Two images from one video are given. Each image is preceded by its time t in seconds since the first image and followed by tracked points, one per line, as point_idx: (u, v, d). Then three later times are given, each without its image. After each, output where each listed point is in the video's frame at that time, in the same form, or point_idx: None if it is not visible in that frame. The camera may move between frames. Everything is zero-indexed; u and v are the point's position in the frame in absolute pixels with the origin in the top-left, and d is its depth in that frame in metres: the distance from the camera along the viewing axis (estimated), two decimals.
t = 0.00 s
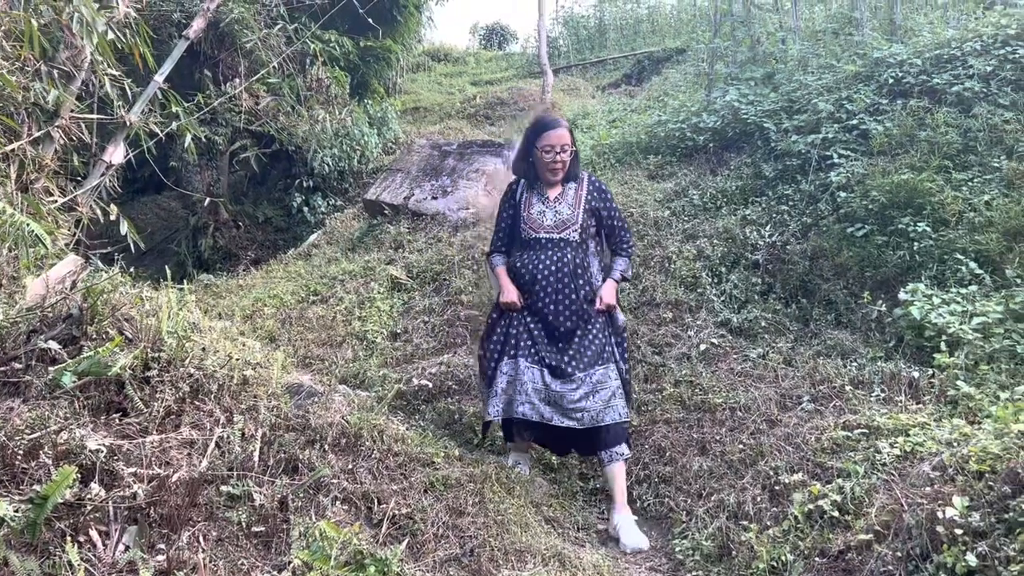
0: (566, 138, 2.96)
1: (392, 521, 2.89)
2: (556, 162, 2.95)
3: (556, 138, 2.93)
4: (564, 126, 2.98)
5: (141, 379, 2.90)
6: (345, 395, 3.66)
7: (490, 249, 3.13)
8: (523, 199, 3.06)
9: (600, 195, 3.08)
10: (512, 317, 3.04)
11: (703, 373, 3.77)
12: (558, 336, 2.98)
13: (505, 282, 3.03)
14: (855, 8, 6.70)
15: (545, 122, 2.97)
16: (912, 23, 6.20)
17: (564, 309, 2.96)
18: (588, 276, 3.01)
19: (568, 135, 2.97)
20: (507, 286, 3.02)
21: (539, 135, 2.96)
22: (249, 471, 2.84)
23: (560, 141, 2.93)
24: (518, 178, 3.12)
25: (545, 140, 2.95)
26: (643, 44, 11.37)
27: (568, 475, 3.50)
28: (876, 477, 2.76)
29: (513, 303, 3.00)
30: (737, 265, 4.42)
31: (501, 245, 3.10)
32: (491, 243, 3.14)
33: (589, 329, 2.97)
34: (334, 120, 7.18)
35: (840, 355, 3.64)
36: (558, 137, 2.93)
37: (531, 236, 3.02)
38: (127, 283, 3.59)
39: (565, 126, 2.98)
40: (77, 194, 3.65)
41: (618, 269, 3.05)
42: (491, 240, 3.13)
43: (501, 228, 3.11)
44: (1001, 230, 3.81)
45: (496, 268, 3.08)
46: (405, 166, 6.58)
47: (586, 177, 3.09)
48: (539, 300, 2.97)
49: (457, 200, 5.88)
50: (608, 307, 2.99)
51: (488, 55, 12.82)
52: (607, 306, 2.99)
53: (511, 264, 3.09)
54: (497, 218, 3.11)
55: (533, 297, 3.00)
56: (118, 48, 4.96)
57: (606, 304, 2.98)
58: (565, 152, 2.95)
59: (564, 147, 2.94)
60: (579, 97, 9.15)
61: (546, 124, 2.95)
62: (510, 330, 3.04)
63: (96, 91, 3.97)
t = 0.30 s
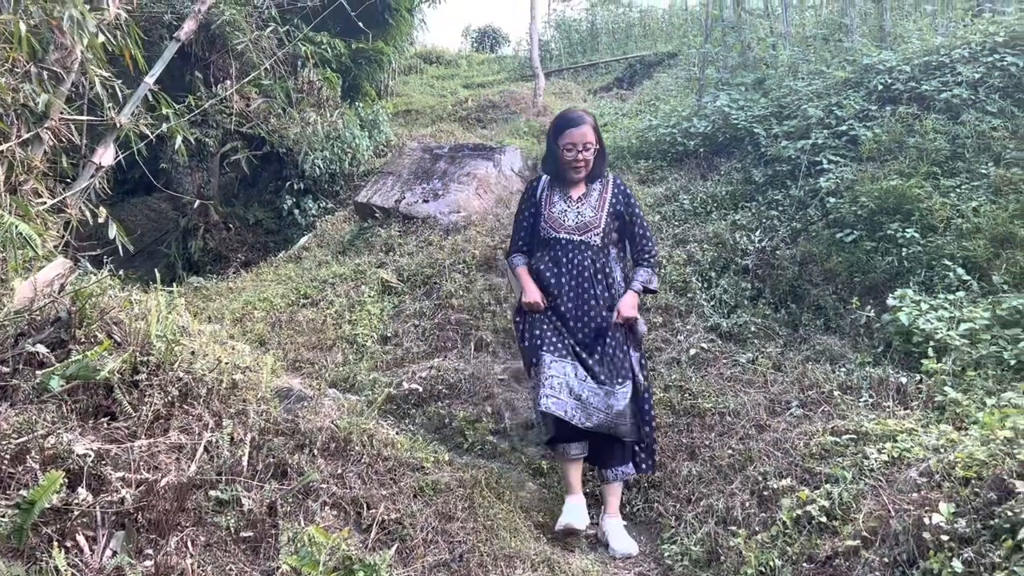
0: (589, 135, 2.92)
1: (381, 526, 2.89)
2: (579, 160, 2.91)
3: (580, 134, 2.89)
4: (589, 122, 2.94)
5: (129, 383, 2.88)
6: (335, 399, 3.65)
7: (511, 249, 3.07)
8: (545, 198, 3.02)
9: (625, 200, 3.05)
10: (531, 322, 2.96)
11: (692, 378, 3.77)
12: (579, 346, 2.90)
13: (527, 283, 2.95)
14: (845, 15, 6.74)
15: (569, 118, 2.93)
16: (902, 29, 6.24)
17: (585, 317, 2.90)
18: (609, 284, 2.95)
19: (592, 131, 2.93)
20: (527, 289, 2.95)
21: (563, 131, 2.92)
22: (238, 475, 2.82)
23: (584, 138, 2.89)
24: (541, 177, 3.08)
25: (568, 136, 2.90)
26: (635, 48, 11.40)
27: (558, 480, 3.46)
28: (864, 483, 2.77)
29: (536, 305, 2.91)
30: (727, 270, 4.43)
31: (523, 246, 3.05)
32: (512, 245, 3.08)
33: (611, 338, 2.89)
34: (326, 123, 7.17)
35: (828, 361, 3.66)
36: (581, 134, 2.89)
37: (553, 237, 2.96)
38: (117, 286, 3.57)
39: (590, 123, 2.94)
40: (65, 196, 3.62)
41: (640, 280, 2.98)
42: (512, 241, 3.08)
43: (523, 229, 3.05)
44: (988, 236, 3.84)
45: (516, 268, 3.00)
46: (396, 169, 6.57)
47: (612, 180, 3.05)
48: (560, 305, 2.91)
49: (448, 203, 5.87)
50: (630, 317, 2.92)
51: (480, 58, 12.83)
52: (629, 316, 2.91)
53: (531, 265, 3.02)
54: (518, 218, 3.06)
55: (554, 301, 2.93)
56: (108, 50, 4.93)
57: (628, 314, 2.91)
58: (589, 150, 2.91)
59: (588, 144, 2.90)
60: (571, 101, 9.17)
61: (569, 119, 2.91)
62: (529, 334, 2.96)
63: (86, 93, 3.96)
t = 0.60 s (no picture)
0: (590, 131, 2.87)
1: (372, 527, 2.88)
2: (580, 157, 2.86)
3: (580, 130, 2.84)
4: (589, 118, 2.90)
5: (119, 383, 2.86)
6: (326, 400, 3.64)
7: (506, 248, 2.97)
8: (545, 193, 2.94)
9: (623, 197, 3.01)
10: (534, 327, 2.90)
11: (683, 379, 3.77)
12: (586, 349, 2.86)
13: (527, 287, 2.87)
14: (836, 18, 6.77)
15: (569, 114, 2.88)
16: (893, 33, 6.27)
17: (590, 319, 2.87)
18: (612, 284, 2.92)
19: (593, 127, 2.88)
20: (527, 292, 2.87)
21: (563, 126, 2.87)
22: (228, 476, 2.80)
23: (585, 134, 2.84)
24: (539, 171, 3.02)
25: (568, 133, 2.86)
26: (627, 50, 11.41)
27: (549, 481, 3.46)
28: (854, 484, 2.78)
29: (536, 309, 2.84)
30: (718, 272, 4.44)
31: (519, 245, 2.95)
32: (506, 244, 2.98)
33: (617, 339, 2.85)
34: (318, 123, 7.15)
35: (819, 363, 3.67)
36: (582, 130, 2.84)
37: (554, 235, 2.90)
38: (107, 286, 3.56)
39: (591, 119, 2.89)
40: (56, 196, 3.60)
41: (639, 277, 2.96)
42: (505, 241, 2.98)
43: (517, 227, 2.96)
44: (977, 239, 3.86)
45: (514, 271, 2.91)
46: (388, 170, 6.56)
47: (609, 177, 3.01)
48: (565, 308, 2.86)
49: (440, 204, 5.86)
50: (635, 316, 2.88)
51: (473, 60, 12.84)
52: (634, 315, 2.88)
53: (528, 266, 2.95)
54: (513, 216, 2.96)
55: (557, 303, 2.88)
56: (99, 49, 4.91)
57: (633, 313, 2.87)
58: (590, 146, 2.86)
59: (588, 141, 2.86)
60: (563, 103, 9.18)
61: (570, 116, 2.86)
62: (533, 341, 2.90)
63: (77, 92, 3.94)
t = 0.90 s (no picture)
0: (597, 130, 2.62)
1: (361, 527, 2.87)
2: (587, 159, 2.62)
3: (589, 131, 2.59)
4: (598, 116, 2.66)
5: (107, 382, 2.85)
6: (315, 399, 3.63)
7: (500, 246, 2.73)
8: (547, 192, 2.71)
9: (626, 202, 2.80)
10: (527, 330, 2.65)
11: (674, 380, 3.78)
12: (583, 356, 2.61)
13: (521, 287, 2.62)
14: (827, 20, 6.79)
15: (577, 111, 2.62)
16: (883, 35, 6.30)
17: (588, 324, 2.61)
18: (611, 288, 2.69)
19: (602, 128, 2.65)
20: (521, 293, 2.63)
21: (570, 124, 2.63)
22: (217, 475, 2.79)
23: (593, 135, 2.59)
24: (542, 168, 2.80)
25: (575, 132, 2.61)
26: (620, 51, 11.43)
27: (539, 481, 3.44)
28: (843, 484, 2.79)
29: (529, 311, 2.60)
30: (709, 272, 4.44)
31: (514, 242, 2.73)
32: (500, 241, 2.74)
33: (616, 345, 2.62)
34: (309, 122, 7.13)
35: (809, 363, 3.68)
36: (590, 130, 2.58)
37: (554, 235, 2.66)
38: (96, 284, 3.53)
39: (599, 118, 2.65)
40: (45, 194, 3.57)
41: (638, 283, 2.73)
42: (499, 237, 2.75)
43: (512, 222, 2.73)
44: (966, 241, 3.87)
45: (508, 268, 2.67)
46: (380, 170, 6.54)
47: (613, 180, 2.80)
48: (561, 311, 2.61)
49: (431, 204, 5.86)
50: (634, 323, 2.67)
51: (465, 60, 12.83)
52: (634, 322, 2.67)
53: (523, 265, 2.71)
54: (509, 213, 2.74)
55: (552, 305, 2.62)
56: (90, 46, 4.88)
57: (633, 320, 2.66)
58: (597, 147, 2.62)
59: (596, 141, 2.62)
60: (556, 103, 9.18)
61: (576, 113, 2.59)
62: (523, 344, 2.66)
63: (66, 90, 3.92)
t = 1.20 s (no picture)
0: (621, 131, 2.42)
1: (349, 527, 2.87)
2: (610, 161, 2.41)
3: (613, 130, 2.39)
4: (620, 116, 2.45)
5: (95, 381, 2.84)
6: (304, 399, 3.62)
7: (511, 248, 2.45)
8: (565, 193, 2.46)
9: (648, 208, 2.59)
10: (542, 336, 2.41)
11: (663, 380, 3.79)
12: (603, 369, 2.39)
13: (539, 292, 2.38)
14: (818, 22, 6.80)
15: (600, 110, 2.42)
16: (873, 37, 6.33)
17: (611, 334, 2.40)
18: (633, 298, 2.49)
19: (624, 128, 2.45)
20: (539, 297, 2.39)
21: (591, 124, 2.41)
22: (204, 475, 2.79)
23: (616, 135, 2.40)
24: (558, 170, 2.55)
25: (597, 132, 2.40)
26: (612, 52, 11.44)
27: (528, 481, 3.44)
28: (829, 485, 2.80)
29: (548, 317, 2.37)
30: (698, 273, 4.45)
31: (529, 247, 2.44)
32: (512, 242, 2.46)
33: (636, 360, 2.42)
34: (301, 121, 7.11)
35: (797, 364, 3.70)
36: (613, 130, 2.39)
37: (575, 237, 2.42)
38: (84, 283, 3.51)
39: (621, 118, 2.44)
40: (34, 192, 3.54)
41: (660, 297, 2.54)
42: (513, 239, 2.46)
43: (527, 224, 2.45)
44: (953, 243, 3.89)
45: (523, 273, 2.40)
46: (371, 170, 6.53)
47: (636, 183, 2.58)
48: (584, 318, 2.39)
49: (422, 204, 5.86)
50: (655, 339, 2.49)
51: (458, 59, 12.83)
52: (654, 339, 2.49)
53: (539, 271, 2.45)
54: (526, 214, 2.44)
55: (573, 311, 2.41)
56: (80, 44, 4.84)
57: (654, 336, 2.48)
58: (620, 149, 2.42)
59: (619, 143, 2.41)
60: (548, 103, 9.19)
61: (599, 112, 2.41)
62: (537, 350, 2.42)
63: (56, 88, 3.90)
